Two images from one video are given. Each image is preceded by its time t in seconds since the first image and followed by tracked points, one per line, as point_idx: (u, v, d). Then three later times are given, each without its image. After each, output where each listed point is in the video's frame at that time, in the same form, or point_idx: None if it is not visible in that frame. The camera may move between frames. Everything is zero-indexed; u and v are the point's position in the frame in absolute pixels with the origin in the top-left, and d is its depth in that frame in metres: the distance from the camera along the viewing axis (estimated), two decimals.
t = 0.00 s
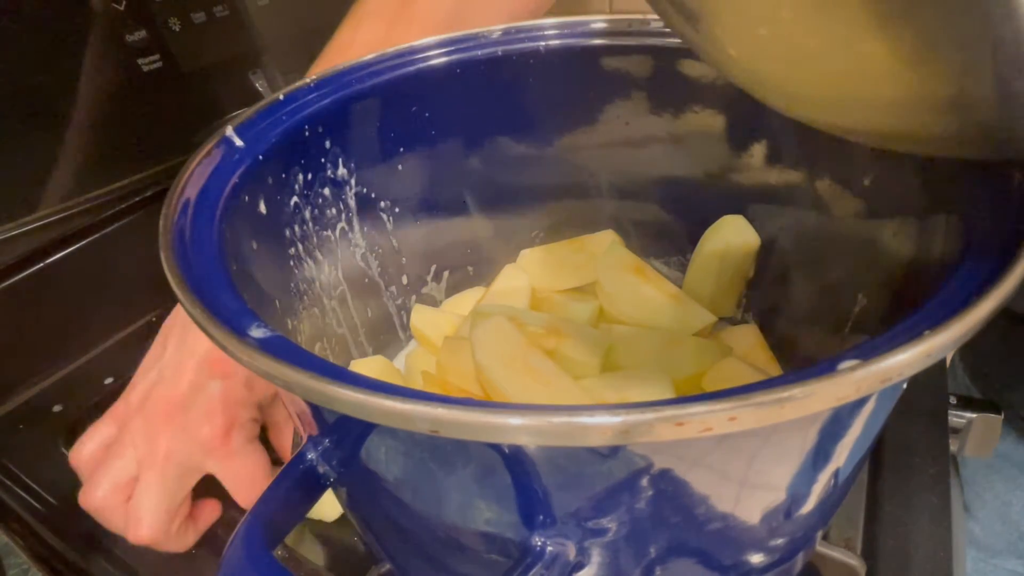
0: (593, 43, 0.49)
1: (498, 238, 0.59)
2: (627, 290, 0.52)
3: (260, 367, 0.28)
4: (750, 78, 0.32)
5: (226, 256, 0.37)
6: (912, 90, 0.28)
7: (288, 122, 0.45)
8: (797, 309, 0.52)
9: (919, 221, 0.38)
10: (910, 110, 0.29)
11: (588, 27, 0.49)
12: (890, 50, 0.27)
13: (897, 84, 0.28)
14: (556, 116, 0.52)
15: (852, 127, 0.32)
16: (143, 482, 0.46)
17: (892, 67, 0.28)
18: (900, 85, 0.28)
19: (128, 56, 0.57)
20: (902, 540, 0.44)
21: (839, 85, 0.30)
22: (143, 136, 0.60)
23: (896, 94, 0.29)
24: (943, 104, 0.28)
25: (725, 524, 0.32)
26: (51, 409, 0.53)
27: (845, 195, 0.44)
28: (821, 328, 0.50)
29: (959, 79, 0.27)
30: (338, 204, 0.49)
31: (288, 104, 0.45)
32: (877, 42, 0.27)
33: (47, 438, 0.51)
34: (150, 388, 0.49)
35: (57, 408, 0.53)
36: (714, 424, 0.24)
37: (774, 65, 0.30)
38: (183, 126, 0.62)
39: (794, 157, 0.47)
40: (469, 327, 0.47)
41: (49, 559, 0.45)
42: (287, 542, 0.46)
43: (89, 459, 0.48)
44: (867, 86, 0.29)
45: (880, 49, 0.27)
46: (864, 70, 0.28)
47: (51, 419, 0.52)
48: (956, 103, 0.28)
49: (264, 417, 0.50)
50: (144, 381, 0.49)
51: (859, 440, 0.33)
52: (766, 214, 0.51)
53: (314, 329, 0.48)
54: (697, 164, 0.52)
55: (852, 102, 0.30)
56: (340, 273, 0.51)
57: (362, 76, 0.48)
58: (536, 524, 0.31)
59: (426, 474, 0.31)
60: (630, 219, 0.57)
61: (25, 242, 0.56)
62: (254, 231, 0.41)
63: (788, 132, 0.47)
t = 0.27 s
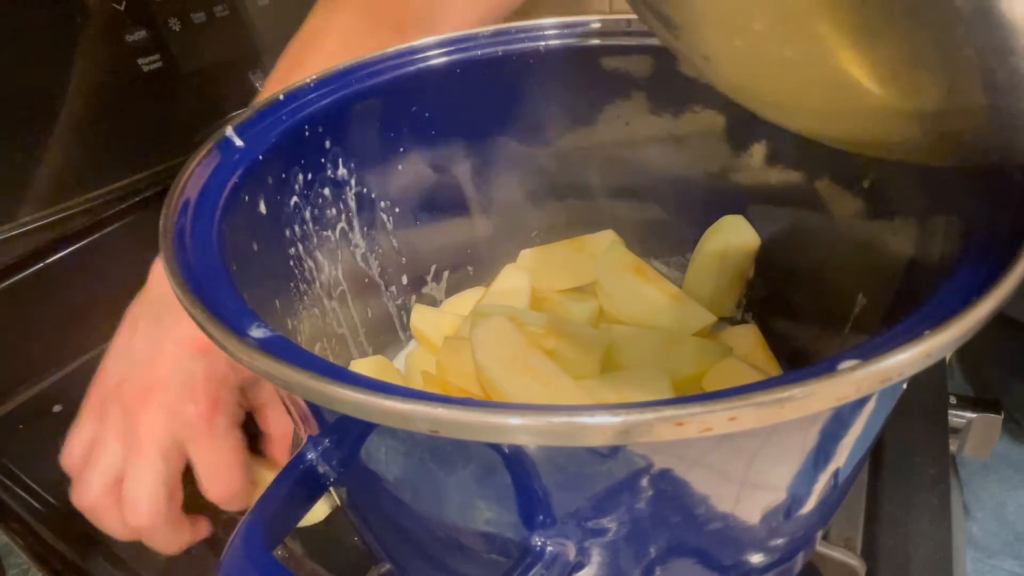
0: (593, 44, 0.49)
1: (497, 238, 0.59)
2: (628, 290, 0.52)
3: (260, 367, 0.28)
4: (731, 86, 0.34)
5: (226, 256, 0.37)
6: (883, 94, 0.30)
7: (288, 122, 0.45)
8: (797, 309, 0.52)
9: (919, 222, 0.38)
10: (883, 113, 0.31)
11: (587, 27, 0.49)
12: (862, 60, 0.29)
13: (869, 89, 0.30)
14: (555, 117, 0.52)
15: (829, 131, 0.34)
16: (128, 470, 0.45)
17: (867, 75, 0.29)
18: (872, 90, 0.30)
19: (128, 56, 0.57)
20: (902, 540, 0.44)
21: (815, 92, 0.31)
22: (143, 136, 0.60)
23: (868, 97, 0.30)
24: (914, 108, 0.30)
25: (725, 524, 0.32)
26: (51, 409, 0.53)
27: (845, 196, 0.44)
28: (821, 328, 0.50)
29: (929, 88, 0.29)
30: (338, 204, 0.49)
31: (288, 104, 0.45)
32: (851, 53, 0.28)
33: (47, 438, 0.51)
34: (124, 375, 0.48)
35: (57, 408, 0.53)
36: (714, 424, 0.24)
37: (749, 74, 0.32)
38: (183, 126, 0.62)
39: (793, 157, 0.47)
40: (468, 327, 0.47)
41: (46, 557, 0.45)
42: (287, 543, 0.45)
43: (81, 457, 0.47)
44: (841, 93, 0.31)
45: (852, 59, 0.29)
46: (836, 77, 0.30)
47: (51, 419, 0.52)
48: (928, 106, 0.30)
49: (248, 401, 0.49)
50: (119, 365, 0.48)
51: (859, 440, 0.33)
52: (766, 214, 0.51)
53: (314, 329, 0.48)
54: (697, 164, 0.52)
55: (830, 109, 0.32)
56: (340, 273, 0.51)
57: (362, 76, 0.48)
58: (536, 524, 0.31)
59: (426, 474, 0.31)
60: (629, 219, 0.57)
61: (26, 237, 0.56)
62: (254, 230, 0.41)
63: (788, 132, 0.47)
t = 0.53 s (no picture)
0: (593, 44, 0.49)
1: (496, 238, 0.59)
2: (627, 291, 0.52)
3: (260, 366, 0.28)
4: (729, 108, 0.35)
5: (226, 256, 0.37)
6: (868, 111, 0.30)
7: (288, 122, 0.45)
8: (797, 309, 0.52)
9: (919, 223, 0.38)
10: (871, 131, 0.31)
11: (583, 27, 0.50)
12: (847, 78, 0.29)
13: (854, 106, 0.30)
14: (555, 117, 0.52)
15: (828, 152, 0.35)
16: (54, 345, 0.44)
17: (854, 91, 0.29)
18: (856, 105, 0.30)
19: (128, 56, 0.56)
20: (902, 540, 0.44)
21: (805, 109, 0.32)
22: (142, 137, 0.60)
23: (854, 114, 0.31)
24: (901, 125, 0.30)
25: (725, 524, 0.32)
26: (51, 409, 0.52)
27: (845, 196, 0.44)
28: (821, 328, 0.50)
29: (914, 101, 0.29)
30: (338, 204, 0.49)
31: (288, 104, 0.45)
32: (834, 71, 0.29)
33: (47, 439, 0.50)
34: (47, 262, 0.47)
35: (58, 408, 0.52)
36: (713, 424, 0.24)
37: (742, 95, 0.33)
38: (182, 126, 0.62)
39: (792, 158, 0.47)
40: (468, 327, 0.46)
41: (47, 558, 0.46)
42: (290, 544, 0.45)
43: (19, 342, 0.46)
44: (830, 110, 0.31)
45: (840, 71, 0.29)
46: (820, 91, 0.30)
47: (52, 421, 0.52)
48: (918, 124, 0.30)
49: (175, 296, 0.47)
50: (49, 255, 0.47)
51: (858, 440, 0.33)
52: (766, 214, 0.51)
53: (314, 329, 0.48)
54: (697, 164, 0.52)
55: (818, 125, 0.32)
56: (340, 274, 0.51)
57: (362, 76, 0.48)
58: (537, 524, 0.31)
59: (427, 474, 0.31)
60: (629, 219, 0.57)
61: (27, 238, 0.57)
62: (254, 230, 0.41)
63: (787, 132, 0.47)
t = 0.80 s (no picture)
0: (593, 44, 0.49)
1: (496, 238, 0.59)
2: (627, 290, 0.52)
3: (259, 366, 0.28)
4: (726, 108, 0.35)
5: (226, 256, 0.37)
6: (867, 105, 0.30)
7: (288, 122, 0.45)
8: (797, 309, 0.52)
9: (918, 223, 0.38)
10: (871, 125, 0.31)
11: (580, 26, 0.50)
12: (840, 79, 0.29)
13: (853, 100, 0.30)
14: (555, 117, 0.52)
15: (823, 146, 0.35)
16: None
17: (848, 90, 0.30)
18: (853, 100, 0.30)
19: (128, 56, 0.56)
20: (902, 540, 0.44)
21: (798, 110, 0.32)
22: (141, 137, 0.60)
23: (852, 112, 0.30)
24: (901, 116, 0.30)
25: (725, 524, 0.32)
26: (51, 409, 0.52)
27: (846, 196, 0.44)
28: (821, 328, 0.50)
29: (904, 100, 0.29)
30: (338, 204, 0.49)
31: (288, 104, 0.45)
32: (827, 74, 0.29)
33: (46, 439, 0.50)
34: None
35: (58, 408, 0.52)
36: (713, 424, 0.24)
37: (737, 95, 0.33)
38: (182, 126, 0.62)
39: (793, 158, 0.47)
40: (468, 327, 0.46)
41: (47, 557, 0.46)
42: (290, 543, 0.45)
43: None
44: (824, 109, 0.31)
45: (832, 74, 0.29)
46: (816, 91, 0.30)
47: (51, 421, 0.51)
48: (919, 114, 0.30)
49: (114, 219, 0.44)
50: None
51: (858, 440, 0.33)
52: (766, 214, 0.51)
53: (314, 329, 0.48)
54: (698, 164, 0.52)
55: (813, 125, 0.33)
56: (340, 273, 0.51)
57: (362, 76, 0.48)
58: (536, 524, 0.31)
59: (426, 474, 0.31)
60: (630, 219, 0.57)
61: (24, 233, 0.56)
62: (254, 230, 0.41)
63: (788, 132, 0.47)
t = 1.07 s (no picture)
0: (594, 44, 0.49)
1: (496, 238, 0.59)
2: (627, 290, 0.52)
3: (259, 365, 0.28)
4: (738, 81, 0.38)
5: (227, 257, 0.37)
6: (856, 83, 0.31)
7: (289, 122, 0.45)
8: (796, 309, 0.52)
9: (919, 223, 0.38)
10: (855, 93, 0.33)
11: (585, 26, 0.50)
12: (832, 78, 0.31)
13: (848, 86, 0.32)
14: (555, 117, 0.52)
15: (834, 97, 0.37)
16: None
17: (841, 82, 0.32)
18: (849, 84, 0.31)
19: (128, 56, 0.56)
20: (902, 540, 0.44)
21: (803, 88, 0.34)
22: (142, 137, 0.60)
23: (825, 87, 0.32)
24: (888, 88, 0.32)
25: (725, 524, 0.32)
26: (51, 409, 0.52)
27: (847, 196, 0.44)
28: (821, 328, 0.50)
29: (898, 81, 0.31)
30: (338, 204, 0.49)
31: (289, 104, 0.45)
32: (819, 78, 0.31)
33: (46, 439, 0.50)
34: None
35: (58, 408, 0.52)
36: (713, 424, 0.24)
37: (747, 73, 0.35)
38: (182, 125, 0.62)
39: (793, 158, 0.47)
40: (468, 327, 0.46)
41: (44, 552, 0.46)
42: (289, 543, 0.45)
43: None
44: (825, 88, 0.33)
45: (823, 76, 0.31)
46: (805, 80, 0.32)
47: (51, 420, 0.51)
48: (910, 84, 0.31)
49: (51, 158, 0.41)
50: None
51: (858, 440, 0.33)
52: (766, 214, 0.51)
53: (314, 329, 0.48)
54: (698, 164, 0.52)
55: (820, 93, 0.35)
56: (340, 273, 0.51)
57: (362, 76, 0.48)
58: (536, 524, 0.31)
59: (427, 475, 0.31)
60: (630, 219, 0.57)
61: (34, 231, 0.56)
62: (254, 230, 0.41)
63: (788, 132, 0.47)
